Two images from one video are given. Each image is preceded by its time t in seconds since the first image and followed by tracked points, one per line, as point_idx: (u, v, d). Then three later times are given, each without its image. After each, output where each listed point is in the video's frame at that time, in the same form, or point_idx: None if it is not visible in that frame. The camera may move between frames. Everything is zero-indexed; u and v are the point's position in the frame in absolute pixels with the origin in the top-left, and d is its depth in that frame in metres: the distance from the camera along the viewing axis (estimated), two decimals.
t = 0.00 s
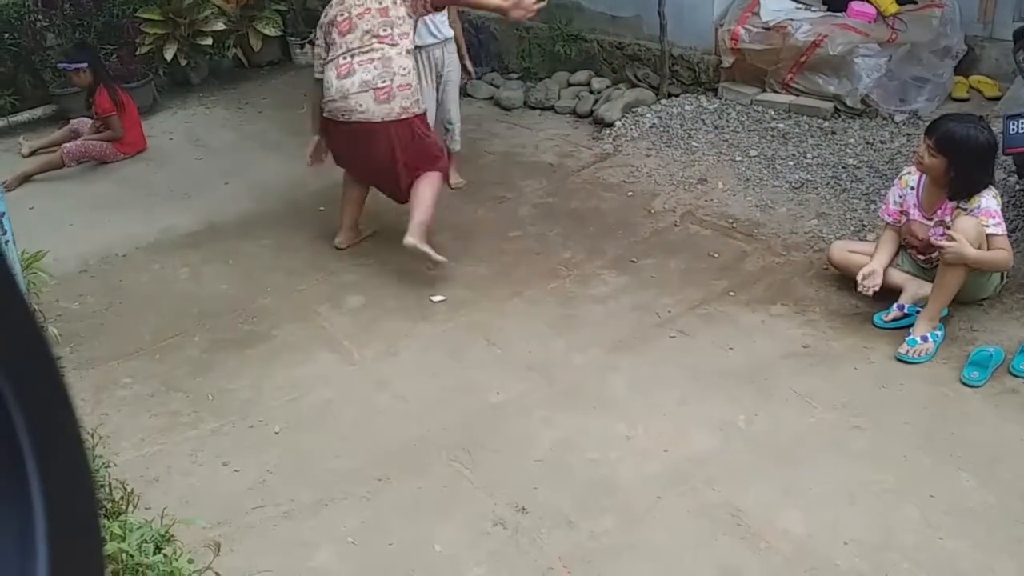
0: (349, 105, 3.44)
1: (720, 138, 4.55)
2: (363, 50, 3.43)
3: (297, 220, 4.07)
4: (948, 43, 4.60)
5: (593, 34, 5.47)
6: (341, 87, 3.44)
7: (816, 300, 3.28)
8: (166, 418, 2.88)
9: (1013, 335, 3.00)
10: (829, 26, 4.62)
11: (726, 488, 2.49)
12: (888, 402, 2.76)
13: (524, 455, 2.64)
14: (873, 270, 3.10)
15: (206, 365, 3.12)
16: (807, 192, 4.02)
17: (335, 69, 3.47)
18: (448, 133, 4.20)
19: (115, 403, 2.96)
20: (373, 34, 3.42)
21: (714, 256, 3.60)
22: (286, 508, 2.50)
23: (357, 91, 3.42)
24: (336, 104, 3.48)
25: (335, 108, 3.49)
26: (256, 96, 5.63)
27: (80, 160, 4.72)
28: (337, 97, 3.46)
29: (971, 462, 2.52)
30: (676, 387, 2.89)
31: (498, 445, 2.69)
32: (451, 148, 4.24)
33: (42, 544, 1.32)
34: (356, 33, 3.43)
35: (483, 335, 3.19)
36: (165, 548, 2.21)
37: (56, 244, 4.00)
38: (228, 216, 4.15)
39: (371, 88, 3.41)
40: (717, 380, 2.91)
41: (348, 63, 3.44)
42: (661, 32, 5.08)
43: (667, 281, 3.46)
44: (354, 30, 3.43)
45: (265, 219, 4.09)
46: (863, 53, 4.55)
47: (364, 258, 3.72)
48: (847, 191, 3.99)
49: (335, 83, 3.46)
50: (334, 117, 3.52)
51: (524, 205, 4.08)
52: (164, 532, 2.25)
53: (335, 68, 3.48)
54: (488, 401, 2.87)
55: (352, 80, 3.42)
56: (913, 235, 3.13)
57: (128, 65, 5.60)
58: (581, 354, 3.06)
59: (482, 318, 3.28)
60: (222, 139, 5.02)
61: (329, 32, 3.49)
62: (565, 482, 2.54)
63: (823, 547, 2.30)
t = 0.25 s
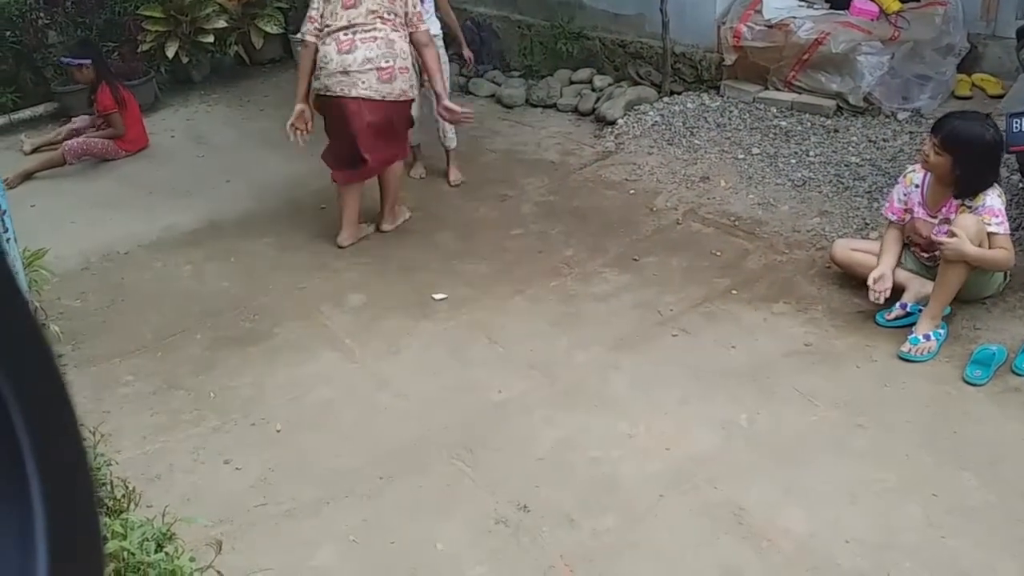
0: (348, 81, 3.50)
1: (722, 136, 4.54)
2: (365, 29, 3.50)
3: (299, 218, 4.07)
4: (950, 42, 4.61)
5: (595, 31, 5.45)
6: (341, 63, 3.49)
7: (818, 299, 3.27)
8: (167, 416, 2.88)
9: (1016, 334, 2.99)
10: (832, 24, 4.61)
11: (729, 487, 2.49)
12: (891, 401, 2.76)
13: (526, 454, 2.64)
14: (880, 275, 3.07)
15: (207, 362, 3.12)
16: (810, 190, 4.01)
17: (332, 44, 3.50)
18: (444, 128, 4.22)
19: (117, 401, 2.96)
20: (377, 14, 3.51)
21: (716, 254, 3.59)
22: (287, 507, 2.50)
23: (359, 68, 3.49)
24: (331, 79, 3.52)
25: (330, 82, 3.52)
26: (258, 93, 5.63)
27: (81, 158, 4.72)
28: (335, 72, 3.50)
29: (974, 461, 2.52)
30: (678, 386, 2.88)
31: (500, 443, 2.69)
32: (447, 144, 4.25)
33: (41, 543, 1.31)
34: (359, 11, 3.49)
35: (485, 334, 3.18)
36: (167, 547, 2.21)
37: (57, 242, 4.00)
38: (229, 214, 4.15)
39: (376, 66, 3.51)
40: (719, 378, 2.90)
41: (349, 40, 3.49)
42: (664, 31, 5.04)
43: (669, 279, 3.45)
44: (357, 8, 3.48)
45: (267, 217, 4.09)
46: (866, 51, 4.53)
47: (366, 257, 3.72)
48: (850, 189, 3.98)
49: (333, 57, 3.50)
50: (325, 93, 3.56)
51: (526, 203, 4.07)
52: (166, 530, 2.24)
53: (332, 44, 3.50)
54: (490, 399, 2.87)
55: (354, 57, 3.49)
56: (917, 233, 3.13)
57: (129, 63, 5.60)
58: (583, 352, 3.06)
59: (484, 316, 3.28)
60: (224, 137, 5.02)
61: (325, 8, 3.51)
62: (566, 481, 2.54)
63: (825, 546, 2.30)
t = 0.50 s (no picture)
0: (343, 69, 3.48)
1: (727, 135, 4.50)
2: (359, 14, 3.46)
3: (301, 217, 4.05)
4: (959, 41, 4.57)
5: (599, 30, 5.43)
6: (336, 50, 3.46)
7: (824, 300, 3.23)
8: (167, 417, 2.85)
9: None
10: (839, 24, 4.57)
11: (734, 491, 2.45)
12: (898, 404, 2.72)
13: (529, 456, 2.61)
14: (897, 279, 3.05)
15: (207, 363, 3.09)
16: (816, 190, 3.98)
17: (326, 30, 3.46)
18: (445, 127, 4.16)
19: (117, 401, 2.93)
20: None
21: (721, 255, 3.56)
22: (287, 509, 2.48)
23: (354, 55, 3.47)
24: (326, 66, 3.49)
25: (325, 70, 3.50)
26: (261, 92, 5.61)
27: (83, 156, 4.70)
28: (330, 60, 3.47)
29: (983, 464, 2.48)
30: (683, 389, 2.85)
31: (502, 445, 2.66)
32: (448, 142, 4.17)
33: (37, 546, 1.28)
34: None
35: (487, 334, 3.16)
36: (166, 550, 2.18)
37: (58, 241, 3.97)
38: (231, 213, 4.12)
39: (370, 54, 3.49)
40: (724, 380, 2.87)
41: (343, 26, 3.45)
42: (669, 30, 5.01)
43: (673, 280, 3.42)
44: None
45: (269, 217, 4.06)
46: (873, 51, 4.49)
47: (368, 257, 3.69)
48: (857, 189, 3.95)
49: (328, 44, 3.46)
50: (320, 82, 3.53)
51: (529, 203, 4.04)
52: (165, 533, 2.22)
53: (326, 30, 3.46)
54: (493, 401, 2.84)
55: (349, 44, 3.46)
56: (926, 234, 3.09)
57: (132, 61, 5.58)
58: (587, 354, 3.02)
59: (487, 317, 3.25)
60: (226, 135, 5.00)
61: None
62: (569, 484, 2.51)
63: (832, 551, 2.26)
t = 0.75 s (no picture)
0: (340, 66, 3.53)
1: (728, 137, 4.55)
2: (356, 11, 3.48)
3: (307, 217, 4.10)
4: (957, 43, 4.64)
5: (602, 32, 5.46)
6: (333, 46, 3.51)
7: (824, 300, 3.28)
8: (178, 413, 2.90)
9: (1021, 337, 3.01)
10: (839, 26, 4.63)
11: (735, 487, 2.50)
12: (896, 403, 2.77)
13: (533, 453, 2.66)
14: (897, 279, 3.10)
15: (217, 361, 3.15)
16: (816, 192, 4.03)
17: (325, 26, 3.52)
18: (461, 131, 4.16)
19: (128, 398, 2.99)
20: None
21: (723, 255, 3.61)
22: (296, 504, 2.53)
23: (349, 52, 3.51)
24: (325, 61, 3.55)
25: (324, 65, 3.56)
26: (267, 93, 5.66)
27: (92, 157, 4.76)
28: (328, 56, 3.53)
29: (979, 463, 2.53)
30: (685, 386, 2.90)
31: (507, 442, 2.71)
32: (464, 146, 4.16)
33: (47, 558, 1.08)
34: None
35: (492, 333, 3.21)
36: (177, 544, 2.22)
37: (67, 241, 4.03)
38: (239, 213, 4.17)
39: (364, 51, 3.51)
40: (726, 377, 2.92)
41: (341, 22, 3.49)
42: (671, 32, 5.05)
43: (675, 280, 3.47)
44: None
45: (276, 217, 4.12)
46: (872, 53, 4.54)
47: (373, 257, 3.74)
48: (856, 191, 4.00)
49: (326, 40, 3.52)
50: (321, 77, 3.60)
51: (533, 204, 4.09)
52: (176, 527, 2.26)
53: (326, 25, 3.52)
54: (498, 399, 2.89)
55: (345, 41, 3.50)
56: (924, 234, 3.14)
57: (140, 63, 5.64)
58: (590, 352, 3.07)
59: (492, 316, 3.30)
60: (233, 136, 5.05)
61: None
62: (573, 480, 2.56)
63: (830, 547, 2.31)
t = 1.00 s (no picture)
0: (334, 62, 3.51)
1: (732, 135, 4.54)
2: (352, 8, 3.46)
3: (309, 215, 4.09)
4: (962, 42, 4.60)
5: (605, 30, 5.45)
6: (328, 42, 3.49)
7: (828, 299, 3.27)
8: (178, 412, 2.89)
9: None
10: (843, 24, 4.60)
11: (738, 487, 2.49)
12: (900, 403, 2.75)
13: (535, 452, 2.65)
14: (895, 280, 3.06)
15: (218, 359, 3.13)
16: (820, 190, 4.01)
17: (322, 21, 3.49)
18: (480, 137, 4.10)
19: (129, 396, 2.97)
20: None
21: (726, 254, 3.59)
22: (297, 503, 2.51)
23: (343, 49, 3.48)
24: (321, 57, 3.53)
25: (321, 61, 3.54)
26: (269, 91, 5.65)
27: (94, 155, 4.74)
28: (324, 52, 3.51)
29: (983, 462, 2.52)
30: (687, 386, 2.88)
31: (508, 441, 2.69)
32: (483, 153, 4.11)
33: (45, 546, 1.22)
34: None
35: (493, 332, 3.19)
36: (177, 543, 2.21)
37: (68, 239, 4.01)
38: (240, 211, 4.16)
39: (358, 49, 3.48)
40: (728, 377, 2.91)
41: (336, 18, 3.47)
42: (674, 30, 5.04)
43: (678, 279, 3.45)
44: None
45: (277, 215, 4.10)
46: (877, 51, 4.52)
47: (375, 255, 3.73)
48: (860, 189, 3.98)
49: (322, 35, 3.50)
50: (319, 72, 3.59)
51: (535, 202, 4.08)
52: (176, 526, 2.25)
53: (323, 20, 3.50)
54: (500, 397, 2.87)
55: (339, 37, 3.47)
56: (928, 233, 3.12)
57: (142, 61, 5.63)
58: (592, 351, 3.06)
59: (494, 315, 3.29)
60: (234, 134, 5.04)
61: None
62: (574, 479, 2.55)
63: (833, 547, 2.30)
